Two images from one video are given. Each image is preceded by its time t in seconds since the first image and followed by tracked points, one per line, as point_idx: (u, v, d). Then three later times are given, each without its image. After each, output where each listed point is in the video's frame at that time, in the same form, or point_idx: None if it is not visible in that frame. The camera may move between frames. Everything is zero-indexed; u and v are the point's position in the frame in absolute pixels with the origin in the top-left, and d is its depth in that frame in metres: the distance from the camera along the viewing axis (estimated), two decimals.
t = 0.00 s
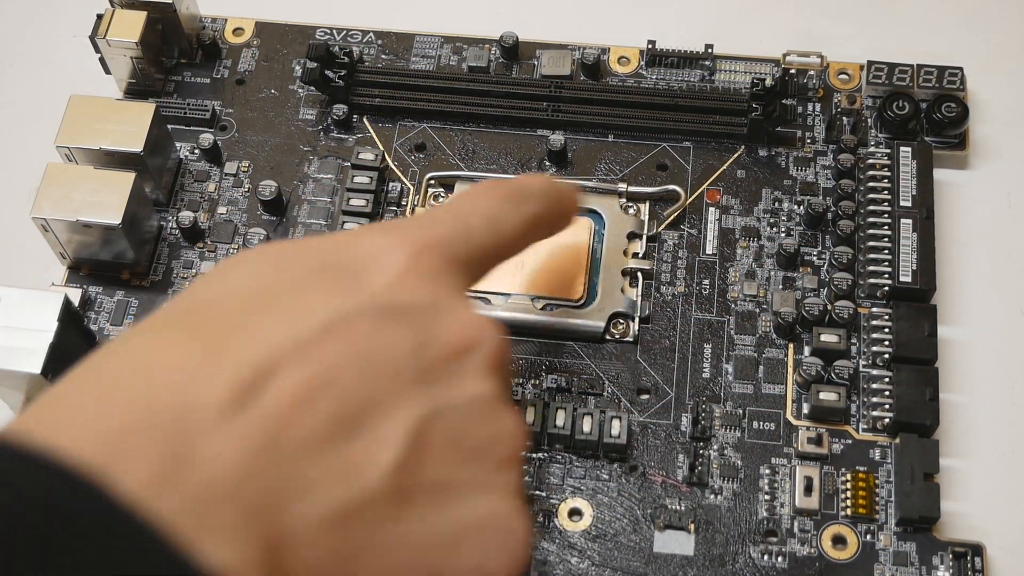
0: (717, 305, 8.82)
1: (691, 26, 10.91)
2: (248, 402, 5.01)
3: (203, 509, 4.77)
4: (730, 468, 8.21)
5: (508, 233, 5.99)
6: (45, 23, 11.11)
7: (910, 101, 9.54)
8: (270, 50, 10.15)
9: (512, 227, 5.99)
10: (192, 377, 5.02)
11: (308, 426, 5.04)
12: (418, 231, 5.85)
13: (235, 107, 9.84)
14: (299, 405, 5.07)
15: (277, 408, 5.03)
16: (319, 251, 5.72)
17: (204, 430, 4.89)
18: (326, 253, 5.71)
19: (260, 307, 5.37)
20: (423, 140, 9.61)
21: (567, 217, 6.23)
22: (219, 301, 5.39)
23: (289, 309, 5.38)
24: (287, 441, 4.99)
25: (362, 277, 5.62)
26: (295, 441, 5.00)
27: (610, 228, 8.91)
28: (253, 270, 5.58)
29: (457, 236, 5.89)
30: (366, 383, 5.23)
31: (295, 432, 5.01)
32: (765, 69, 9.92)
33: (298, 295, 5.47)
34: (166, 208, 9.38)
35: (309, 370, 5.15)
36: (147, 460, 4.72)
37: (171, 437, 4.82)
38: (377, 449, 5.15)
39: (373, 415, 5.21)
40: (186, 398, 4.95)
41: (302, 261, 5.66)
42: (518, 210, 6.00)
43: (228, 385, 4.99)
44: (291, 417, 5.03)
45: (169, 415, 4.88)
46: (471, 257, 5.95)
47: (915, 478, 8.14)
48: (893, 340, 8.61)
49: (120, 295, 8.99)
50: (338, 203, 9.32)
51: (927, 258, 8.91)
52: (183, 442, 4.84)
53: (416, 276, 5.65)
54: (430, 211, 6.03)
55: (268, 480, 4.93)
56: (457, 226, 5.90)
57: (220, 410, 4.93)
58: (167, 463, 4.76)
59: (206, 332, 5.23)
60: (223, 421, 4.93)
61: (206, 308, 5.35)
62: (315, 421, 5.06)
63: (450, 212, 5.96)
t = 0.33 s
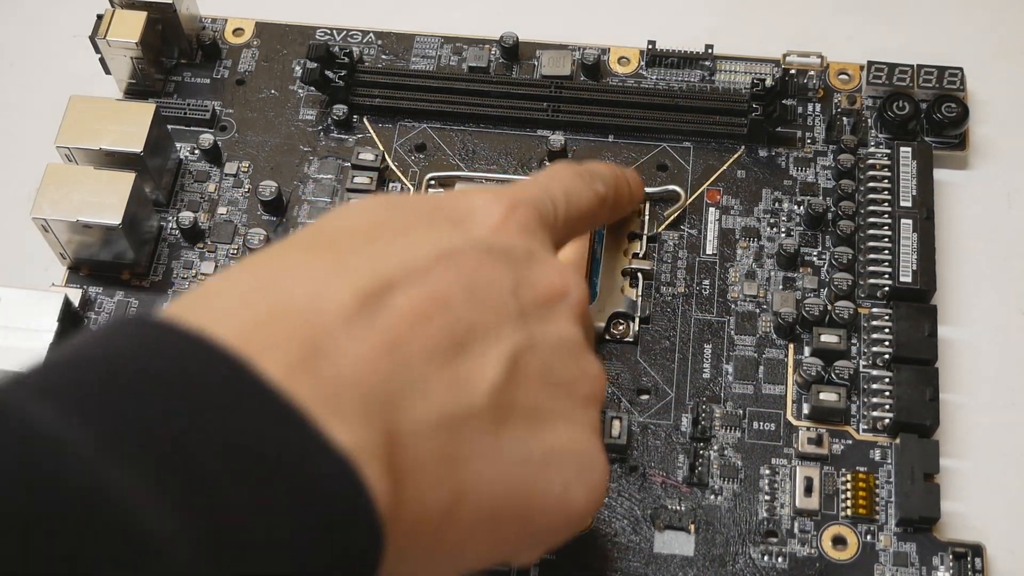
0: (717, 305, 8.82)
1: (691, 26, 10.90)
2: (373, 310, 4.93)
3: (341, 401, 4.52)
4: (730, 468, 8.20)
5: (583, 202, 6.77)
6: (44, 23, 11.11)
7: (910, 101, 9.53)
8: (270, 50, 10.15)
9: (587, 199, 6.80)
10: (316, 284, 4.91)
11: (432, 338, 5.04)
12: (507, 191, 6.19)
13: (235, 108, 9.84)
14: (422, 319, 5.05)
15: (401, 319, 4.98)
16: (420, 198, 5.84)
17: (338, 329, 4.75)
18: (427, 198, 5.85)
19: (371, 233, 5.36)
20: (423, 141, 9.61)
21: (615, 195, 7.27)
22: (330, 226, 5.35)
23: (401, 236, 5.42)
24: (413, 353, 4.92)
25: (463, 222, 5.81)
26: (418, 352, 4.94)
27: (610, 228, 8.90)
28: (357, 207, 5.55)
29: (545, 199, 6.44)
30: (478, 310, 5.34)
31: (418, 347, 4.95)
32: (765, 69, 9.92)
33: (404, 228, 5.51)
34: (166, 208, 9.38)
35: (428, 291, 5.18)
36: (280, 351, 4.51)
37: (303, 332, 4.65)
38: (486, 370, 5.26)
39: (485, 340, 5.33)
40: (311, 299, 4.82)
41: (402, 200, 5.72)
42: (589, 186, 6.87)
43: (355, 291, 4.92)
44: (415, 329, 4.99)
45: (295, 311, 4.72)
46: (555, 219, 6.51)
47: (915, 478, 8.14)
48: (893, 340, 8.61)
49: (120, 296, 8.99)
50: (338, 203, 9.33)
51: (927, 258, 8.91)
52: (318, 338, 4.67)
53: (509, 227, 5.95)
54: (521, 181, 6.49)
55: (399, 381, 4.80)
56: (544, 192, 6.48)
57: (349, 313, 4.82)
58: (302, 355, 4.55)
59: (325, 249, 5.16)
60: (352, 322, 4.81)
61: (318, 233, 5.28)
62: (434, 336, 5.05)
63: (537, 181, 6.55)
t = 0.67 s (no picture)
0: (717, 305, 8.81)
1: (691, 25, 10.89)
2: (321, 534, 5.42)
3: None
4: (730, 468, 8.20)
5: (554, 367, 7.05)
6: (45, 23, 11.10)
7: (910, 101, 9.53)
8: (270, 49, 10.14)
9: (558, 364, 7.07)
10: (263, 511, 5.38)
11: (385, 566, 5.50)
12: (471, 375, 6.47)
13: (235, 107, 9.84)
14: (375, 544, 5.52)
15: (350, 544, 5.47)
16: (378, 397, 6.16)
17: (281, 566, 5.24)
18: (385, 398, 6.17)
19: (323, 449, 5.79)
20: (423, 140, 9.61)
21: (593, 345, 7.60)
22: (286, 429, 5.86)
23: (353, 451, 5.83)
24: None
25: (423, 422, 6.17)
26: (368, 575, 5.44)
27: (610, 228, 8.89)
28: (311, 414, 5.96)
29: (514, 375, 6.69)
30: (432, 526, 5.75)
31: (370, 570, 5.45)
32: (765, 68, 9.92)
33: (353, 445, 5.85)
34: (166, 208, 9.38)
35: (382, 508, 5.64)
36: None
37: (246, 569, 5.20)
38: None
39: (439, 557, 5.71)
40: (255, 533, 5.30)
41: (356, 409, 6.07)
42: (563, 347, 7.17)
43: (303, 518, 5.39)
44: (364, 556, 5.47)
45: (242, 545, 5.25)
46: (524, 390, 6.77)
47: (915, 478, 8.13)
48: (893, 339, 8.60)
49: (120, 296, 8.99)
50: (338, 202, 9.33)
51: (927, 258, 8.91)
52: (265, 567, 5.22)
53: (472, 422, 6.26)
54: (488, 352, 6.79)
55: None
56: (513, 366, 6.76)
57: (292, 548, 5.29)
58: None
59: (275, 468, 5.61)
60: (294, 557, 5.29)
61: (270, 442, 5.77)
62: (383, 561, 5.51)
63: (505, 353, 6.84)
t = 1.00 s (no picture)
0: (717, 305, 8.82)
1: (691, 25, 10.90)
2: (323, 521, 5.40)
3: None
4: (730, 468, 8.20)
5: (553, 363, 7.06)
6: (45, 23, 11.10)
7: (910, 101, 9.53)
8: (270, 49, 10.15)
9: (557, 361, 7.08)
10: (267, 499, 5.37)
11: (388, 553, 5.49)
12: (472, 367, 6.47)
13: (235, 108, 9.84)
14: (378, 533, 5.52)
15: (352, 532, 5.46)
16: (379, 391, 6.16)
17: (285, 551, 5.22)
18: (387, 390, 6.18)
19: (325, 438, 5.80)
20: (423, 140, 9.61)
21: (590, 345, 7.63)
22: (286, 422, 5.84)
23: (354, 442, 5.83)
24: (364, 565, 5.40)
25: (426, 414, 6.17)
26: (372, 562, 5.43)
27: (610, 228, 8.90)
28: (312, 406, 5.96)
29: (514, 370, 6.69)
30: (435, 516, 5.75)
31: (374, 557, 5.44)
32: (765, 69, 9.92)
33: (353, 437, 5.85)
34: (166, 208, 9.38)
35: (385, 498, 5.64)
36: (230, 567, 5.07)
37: (249, 553, 5.16)
38: None
39: (443, 545, 5.69)
40: (258, 519, 5.27)
41: (358, 402, 6.07)
42: (561, 345, 7.18)
43: (306, 505, 5.38)
44: (365, 544, 5.45)
45: (246, 530, 5.22)
46: (524, 385, 6.77)
47: (915, 478, 8.13)
48: (893, 340, 8.60)
49: (120, 295, 8.99)
50: (338, 203, 9.34)
51: (927, 257, 8.91)
52: (270, 550, 5.19)
53: (476, 414, 6.26)
54: (488, 347, 6.80)
55: None
56: (513, 361, 6.76)
57: (296, 533, 5.27)
58: (251, 570, 5.11)
59: (276, 458, 5.60)
60: (298, 542, 5.27)
61: (271, 432, 5.75)
62: (385, 549, 5.49)
63: (505, 348, 6.85)
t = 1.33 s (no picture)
0: (717, 305, 8.81)
1: (691, 25, 10.89)
2: (318, 518, 5.42)
3: None
4: (730, 468, 8.20)
5: (549, 368, 7.06)
6: (45, 23, 11.10)
7: (910, 101, 9.53)
8: (270, 49, 10.14)
9: (553, 365, 7.08)
10: (263, 495, 5.38)
11: (382, 553, 5.51)
12: (470, 368, 6.48)
13: (236, 107, 9.84)
14: (372, 532, 5.54)
15: (347, 531, 5.48)
16: (377, 390, 6.17)
17: (280, 548, 5.24)
18: (384, 390, 6.18)
19: (321, 437, 5.79)
20: (423, 140, 9.61)
21: (586, 350, 7.64)
22: (283, 418, 5.84)
23: (351, 440, 5.83)
24: (359, 565, 5.43)
25: (422, 415, 6.18)
26: (367, 561, 5.46)
27: (610, 228, 8.89)
28: (310, 403, 5.95)
29: (509, 374, 6.69)
30: (430, 517, 5.77)
31: (368, 557, 5.46)
32: (765, 68, 9.92)
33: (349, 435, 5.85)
34: (166, 208, 9.38)
35: (381, 497, 5.65)
36: (225, 562, 5.09)
37: (244, 549, 5.17)
38: None
39: (437, 546, 5.72)
40: (254, 514, 5.29)
41: (355, 400, 6.07)
42: (556, 351, 7.18)
43: (302, 503, 5.40)
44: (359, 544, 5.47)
45: (241, 526, 5.23)
46: (520, 388, 6.77)
47: (915, 478, 8.13)
48: (893, 339, 8.60)
49: (120, 295, 8.99)
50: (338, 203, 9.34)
51: (927, 257, 8.91)
52: (265, 547, 5.21)
53: (472, 416, 6.26)
54: (485, 349, 6.80)
55: None
56: (508, 364, 6.76)
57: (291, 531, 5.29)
58: (246, 566, 5.13)
59: (273, 454, 5.60)
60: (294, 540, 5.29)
61: (268, 427, 5.75)
62: (380, 550, 5.51)
63: (502, 351, 6.85)
